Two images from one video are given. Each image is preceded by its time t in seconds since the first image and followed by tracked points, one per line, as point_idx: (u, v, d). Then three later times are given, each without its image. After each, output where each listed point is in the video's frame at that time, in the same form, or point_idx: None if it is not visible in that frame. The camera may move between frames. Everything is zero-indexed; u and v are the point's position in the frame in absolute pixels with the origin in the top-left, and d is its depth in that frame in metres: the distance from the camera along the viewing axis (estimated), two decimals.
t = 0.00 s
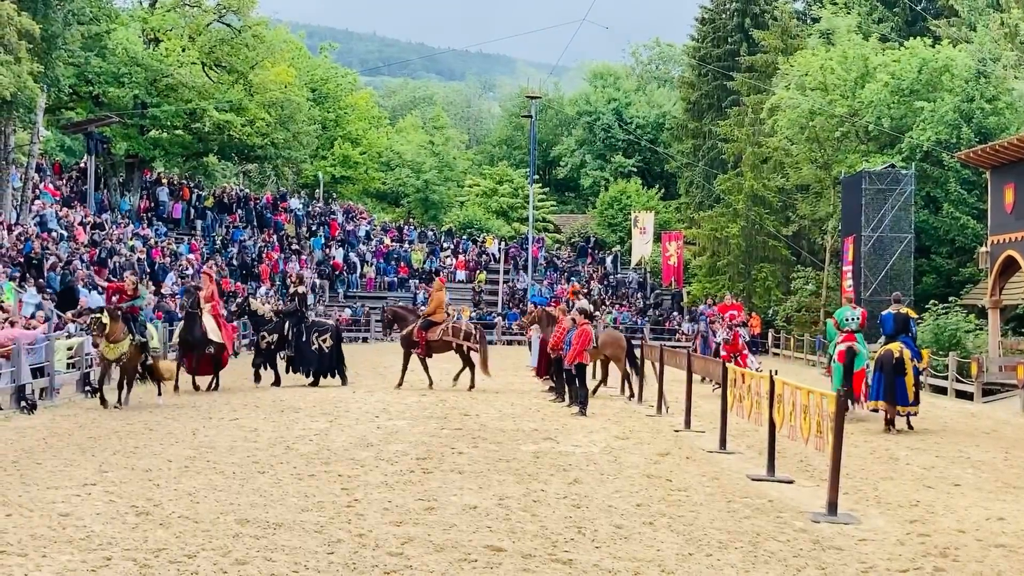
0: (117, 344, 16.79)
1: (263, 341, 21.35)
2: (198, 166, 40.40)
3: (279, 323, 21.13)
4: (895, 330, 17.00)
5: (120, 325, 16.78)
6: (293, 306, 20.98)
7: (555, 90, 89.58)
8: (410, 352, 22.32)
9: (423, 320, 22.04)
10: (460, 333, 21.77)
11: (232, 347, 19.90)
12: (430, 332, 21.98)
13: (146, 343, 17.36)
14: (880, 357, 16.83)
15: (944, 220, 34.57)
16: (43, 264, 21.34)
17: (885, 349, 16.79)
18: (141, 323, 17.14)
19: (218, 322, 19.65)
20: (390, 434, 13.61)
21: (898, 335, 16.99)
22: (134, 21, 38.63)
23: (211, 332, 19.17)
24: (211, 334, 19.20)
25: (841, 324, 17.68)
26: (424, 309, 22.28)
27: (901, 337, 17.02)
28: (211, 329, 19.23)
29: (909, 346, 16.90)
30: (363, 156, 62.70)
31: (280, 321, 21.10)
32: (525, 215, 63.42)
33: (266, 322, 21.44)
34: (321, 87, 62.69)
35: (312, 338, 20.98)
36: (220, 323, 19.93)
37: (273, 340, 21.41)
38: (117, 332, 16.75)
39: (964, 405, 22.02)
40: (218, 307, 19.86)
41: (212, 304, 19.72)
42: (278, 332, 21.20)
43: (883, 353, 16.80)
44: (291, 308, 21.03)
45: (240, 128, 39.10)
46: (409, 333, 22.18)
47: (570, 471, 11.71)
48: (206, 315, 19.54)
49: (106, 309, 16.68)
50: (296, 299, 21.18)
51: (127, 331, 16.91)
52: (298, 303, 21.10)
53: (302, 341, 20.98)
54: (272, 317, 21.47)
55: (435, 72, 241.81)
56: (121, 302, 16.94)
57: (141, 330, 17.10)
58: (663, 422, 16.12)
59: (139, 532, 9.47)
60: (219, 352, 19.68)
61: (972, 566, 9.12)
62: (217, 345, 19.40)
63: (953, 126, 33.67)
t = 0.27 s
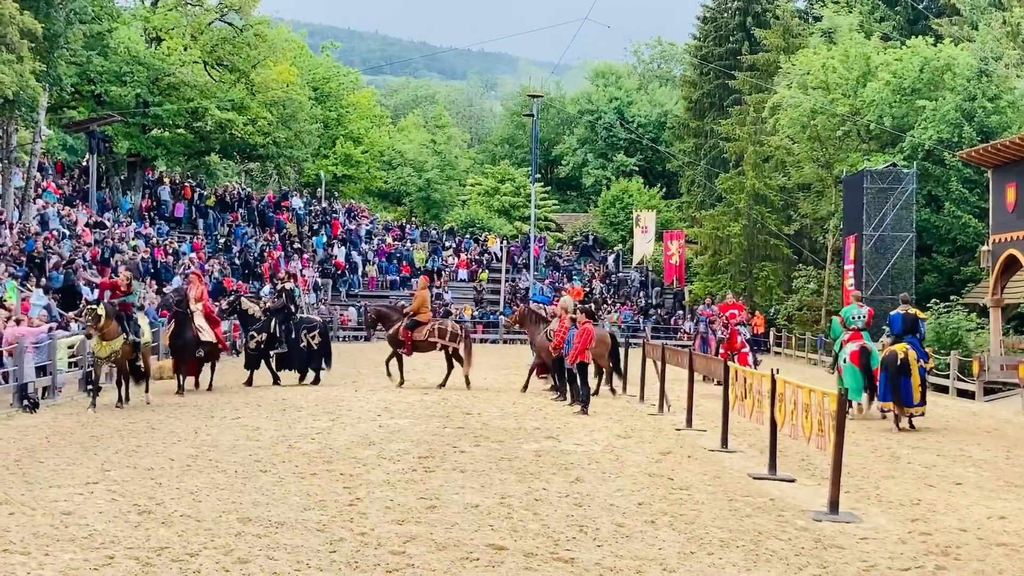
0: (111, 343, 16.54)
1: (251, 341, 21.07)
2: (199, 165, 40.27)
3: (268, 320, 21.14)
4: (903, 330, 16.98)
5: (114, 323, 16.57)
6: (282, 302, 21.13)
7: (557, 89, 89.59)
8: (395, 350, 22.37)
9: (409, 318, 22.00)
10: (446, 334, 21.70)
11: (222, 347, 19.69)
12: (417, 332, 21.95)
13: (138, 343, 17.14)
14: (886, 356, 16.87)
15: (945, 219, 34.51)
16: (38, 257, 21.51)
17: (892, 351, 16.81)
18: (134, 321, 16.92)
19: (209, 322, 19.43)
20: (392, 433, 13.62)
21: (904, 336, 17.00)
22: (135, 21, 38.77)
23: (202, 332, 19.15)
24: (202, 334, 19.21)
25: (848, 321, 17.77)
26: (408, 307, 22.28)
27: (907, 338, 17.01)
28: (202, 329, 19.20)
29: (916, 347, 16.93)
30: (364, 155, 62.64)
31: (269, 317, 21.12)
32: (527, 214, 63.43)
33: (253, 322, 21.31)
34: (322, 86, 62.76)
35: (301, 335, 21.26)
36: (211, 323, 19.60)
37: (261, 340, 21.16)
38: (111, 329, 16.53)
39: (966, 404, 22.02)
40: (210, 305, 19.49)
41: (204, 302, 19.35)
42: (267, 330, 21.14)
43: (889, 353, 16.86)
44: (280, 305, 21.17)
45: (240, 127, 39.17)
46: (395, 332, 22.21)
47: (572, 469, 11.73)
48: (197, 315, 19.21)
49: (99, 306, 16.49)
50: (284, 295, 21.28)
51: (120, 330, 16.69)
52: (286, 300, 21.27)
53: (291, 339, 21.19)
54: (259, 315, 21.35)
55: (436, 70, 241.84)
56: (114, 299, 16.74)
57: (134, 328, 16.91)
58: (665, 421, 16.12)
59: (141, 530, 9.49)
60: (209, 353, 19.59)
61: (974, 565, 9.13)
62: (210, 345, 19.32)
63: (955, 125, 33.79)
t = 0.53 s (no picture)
0: (101, 345, 16.04)
1: (240, 340, 21.09)
2: (200, 164, 40.17)
3: (256, 320, 20.97)
4: (906, 327, 16.82)
5: (105, 325, 16.10)
6: (268, 301, 20.97)
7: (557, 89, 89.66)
8: (381, 348, 22.51)
9: (394, 318, 22.09)
10: (431, 331, 22.01)
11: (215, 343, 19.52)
12: (401, 331, 22.15)
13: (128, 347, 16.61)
14: (890, 355, 16.79)
15: (946, 218, 34.27)
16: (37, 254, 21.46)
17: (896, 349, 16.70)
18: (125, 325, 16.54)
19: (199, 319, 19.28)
20: (393, 432, 13.61)
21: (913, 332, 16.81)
22: (137, 21, 39.36)
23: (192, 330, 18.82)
24: (191, 332, 18.84)
25: (855, 321, 17.86)
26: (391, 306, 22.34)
27: (909, 336, 16.89)
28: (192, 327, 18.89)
29: (918, 345, 16.82)
30: (366, 154, 62.49)
31: (256, 317, 20.95)
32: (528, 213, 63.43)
33: (241, 321, 21.21)
34: (322, 85, 62.68)
35: (288, 336, 21.17)
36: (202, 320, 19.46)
37: (250, 340, 21.18)
38: (101, 332, 16.01)
39: (966, 403, 22.01)
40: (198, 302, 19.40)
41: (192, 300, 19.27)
42: (256, 329, 21.07)
43: (893, 351, 16.74)
44: (268, 304, 21.00)
45: (241, 126, 39.25)
46: (381, 331, 22.32)
47: (573, 468, 11.72)
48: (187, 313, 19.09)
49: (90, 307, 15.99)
50: (269, 295, 21.09)
51: (111, 332, 16.23)
52: (273, 299, 21.09)
53: (279, 339, 21.14)
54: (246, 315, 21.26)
55: (436, 70, 241.85)
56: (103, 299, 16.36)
57: (125, 330, 16.51)
58: (665, 419, 16.12)
59: (141, 530, 9.47)
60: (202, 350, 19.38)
61: (975, 564, 9.13)
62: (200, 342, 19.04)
63: (955, 124, 33.91)
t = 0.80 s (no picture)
0: (115, 341, 16.44)
1: (244, 339, 21.33)
2: (217, 171, 41.45)
3: (258, 319, 21.33)
4: (888, 324, 17.79)
5: (118, 322, 16.48)
6: (269, 301, 21.29)
7: (555, 99, 90.58)
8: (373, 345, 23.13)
9: (385, 315, 22.77)
10: (421, 328, 22.63)
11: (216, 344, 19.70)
12: (393, 328, 22.78)
13: (143, 344, 17.04)
14: (872, 349, 17.56)
15: (922, 221, 35.22)
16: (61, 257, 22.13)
17: (880, 344, 17.45)
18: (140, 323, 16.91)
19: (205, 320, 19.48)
20: (399, 424, 14.24)
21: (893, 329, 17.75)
22: (158, 35, 41.23)
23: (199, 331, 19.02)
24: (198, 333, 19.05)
25: (843, 317, 18.50)
26: (382, 304, 23.10)
27: (891, 332, 17.82)
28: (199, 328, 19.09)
29: (898, 341, 17.67)
30: (376, 161, 63.09)
31: (258, 316, 21.26)
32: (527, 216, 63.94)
33: (243, 321, 21.39)
34: (334, 96, 63.48)
35: (287, 332, 21.76)
36: (205, 320, 19.62)
37: (254, 338, 21.44)
38: (116, 327, 16.46)
39: (941, 396, 22.70)
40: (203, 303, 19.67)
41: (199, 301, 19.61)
42: (258, 328, 21.43)
43: (876, 346, 17.50)
44: (265, 304, 21.29)
45: (256, 134, 41.06)
46: (372, 328, 22.99)
47: (569, 458, 12.34)
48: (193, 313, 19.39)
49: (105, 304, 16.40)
50: (270, 293, 21.51)
51: (126, 329, 16.65)
52: (275, 297, 21.47)
53: (280, 335, 21.69)
54: (246, 314, 21.35)
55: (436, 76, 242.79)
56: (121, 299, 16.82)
57: (140, 329, 16.86)
58: (658, 412, 16.75)
59: (162, 517, 10.01)
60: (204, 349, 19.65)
61: (949, 549, 9.70)
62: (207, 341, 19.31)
63: (931, 132, 34.64)
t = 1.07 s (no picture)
0: (146, 339, 17.68)
1: (257, 335, 22.47)
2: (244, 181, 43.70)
3: (271, 316, 22.52)
4: (857, 322, 19.37)
5: (149, 321, 17.73)
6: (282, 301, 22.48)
7: (551, 116, 92.15)
8: (370, 339, 24.61)
9: (381, 312, 24.20)
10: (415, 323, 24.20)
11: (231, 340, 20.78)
12: (390, 323, 24.19)
13: (172, 338, 18.21)
14: (845, 346, 19.30)
15: (886, 228, 36.22)
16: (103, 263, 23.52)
17: (851, 340, 19.19)
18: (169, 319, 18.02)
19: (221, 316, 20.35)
20: (409, 411, 15.35)
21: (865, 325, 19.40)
22: (190, 57, 43.05)
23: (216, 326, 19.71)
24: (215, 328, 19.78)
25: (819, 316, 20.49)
26: (380, 301, 24.45)
27: (862, 329, 19.41)
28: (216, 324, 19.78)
29: (869, 336, 19.36)
30: (388, 172, 64.26)
31: (271, 314, 22.47)
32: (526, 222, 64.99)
33: (256, 317, 22.56)
34: (351, 113, 64.53)
35: (296, 329, 22.98)
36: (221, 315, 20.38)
37: (265, 334, 22.67)
38: (145, 325, 17.69)
39: (905, 385, 23.98)
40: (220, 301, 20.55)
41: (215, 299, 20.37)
42: (271, 324, 22.63)
43: (848, 342, 19.25)
44: (278, 303, 22.51)
45: (280, 148, 43.19)
46: (371, 324, 24.49)
47: (565, 442, 13.42)
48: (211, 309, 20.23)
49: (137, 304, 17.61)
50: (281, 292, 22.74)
51: (155, 327, 17.84)
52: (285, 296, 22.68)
53: (290, 332, 22.89)
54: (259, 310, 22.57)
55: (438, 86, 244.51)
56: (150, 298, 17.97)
57: (170, 326, 18.03)
58: (648, 401, 17.90)
59: (195, 495, 10.90)
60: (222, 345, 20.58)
61: (910, 523, 10.65)
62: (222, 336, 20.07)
63: (892, 147, 35.86)
